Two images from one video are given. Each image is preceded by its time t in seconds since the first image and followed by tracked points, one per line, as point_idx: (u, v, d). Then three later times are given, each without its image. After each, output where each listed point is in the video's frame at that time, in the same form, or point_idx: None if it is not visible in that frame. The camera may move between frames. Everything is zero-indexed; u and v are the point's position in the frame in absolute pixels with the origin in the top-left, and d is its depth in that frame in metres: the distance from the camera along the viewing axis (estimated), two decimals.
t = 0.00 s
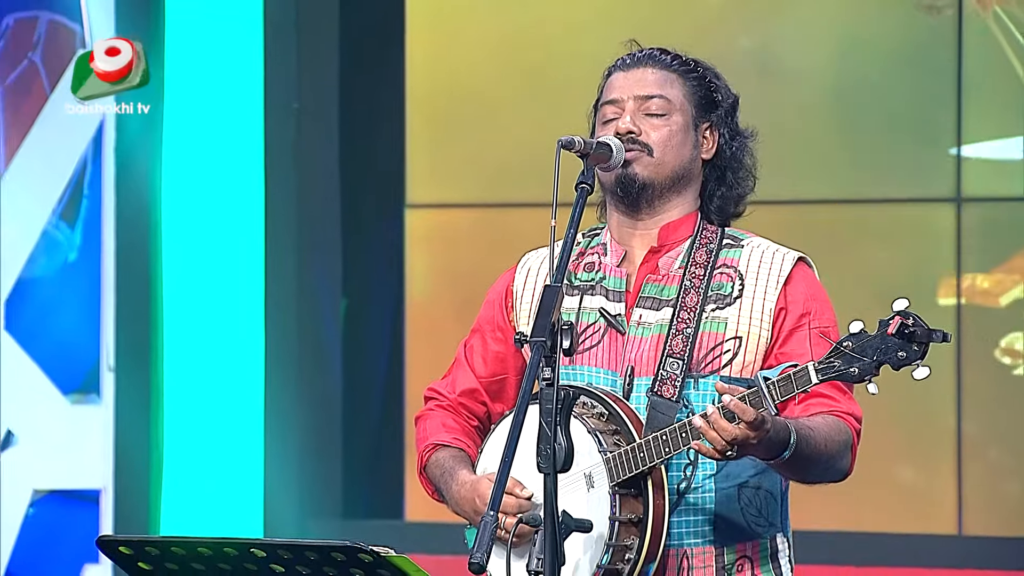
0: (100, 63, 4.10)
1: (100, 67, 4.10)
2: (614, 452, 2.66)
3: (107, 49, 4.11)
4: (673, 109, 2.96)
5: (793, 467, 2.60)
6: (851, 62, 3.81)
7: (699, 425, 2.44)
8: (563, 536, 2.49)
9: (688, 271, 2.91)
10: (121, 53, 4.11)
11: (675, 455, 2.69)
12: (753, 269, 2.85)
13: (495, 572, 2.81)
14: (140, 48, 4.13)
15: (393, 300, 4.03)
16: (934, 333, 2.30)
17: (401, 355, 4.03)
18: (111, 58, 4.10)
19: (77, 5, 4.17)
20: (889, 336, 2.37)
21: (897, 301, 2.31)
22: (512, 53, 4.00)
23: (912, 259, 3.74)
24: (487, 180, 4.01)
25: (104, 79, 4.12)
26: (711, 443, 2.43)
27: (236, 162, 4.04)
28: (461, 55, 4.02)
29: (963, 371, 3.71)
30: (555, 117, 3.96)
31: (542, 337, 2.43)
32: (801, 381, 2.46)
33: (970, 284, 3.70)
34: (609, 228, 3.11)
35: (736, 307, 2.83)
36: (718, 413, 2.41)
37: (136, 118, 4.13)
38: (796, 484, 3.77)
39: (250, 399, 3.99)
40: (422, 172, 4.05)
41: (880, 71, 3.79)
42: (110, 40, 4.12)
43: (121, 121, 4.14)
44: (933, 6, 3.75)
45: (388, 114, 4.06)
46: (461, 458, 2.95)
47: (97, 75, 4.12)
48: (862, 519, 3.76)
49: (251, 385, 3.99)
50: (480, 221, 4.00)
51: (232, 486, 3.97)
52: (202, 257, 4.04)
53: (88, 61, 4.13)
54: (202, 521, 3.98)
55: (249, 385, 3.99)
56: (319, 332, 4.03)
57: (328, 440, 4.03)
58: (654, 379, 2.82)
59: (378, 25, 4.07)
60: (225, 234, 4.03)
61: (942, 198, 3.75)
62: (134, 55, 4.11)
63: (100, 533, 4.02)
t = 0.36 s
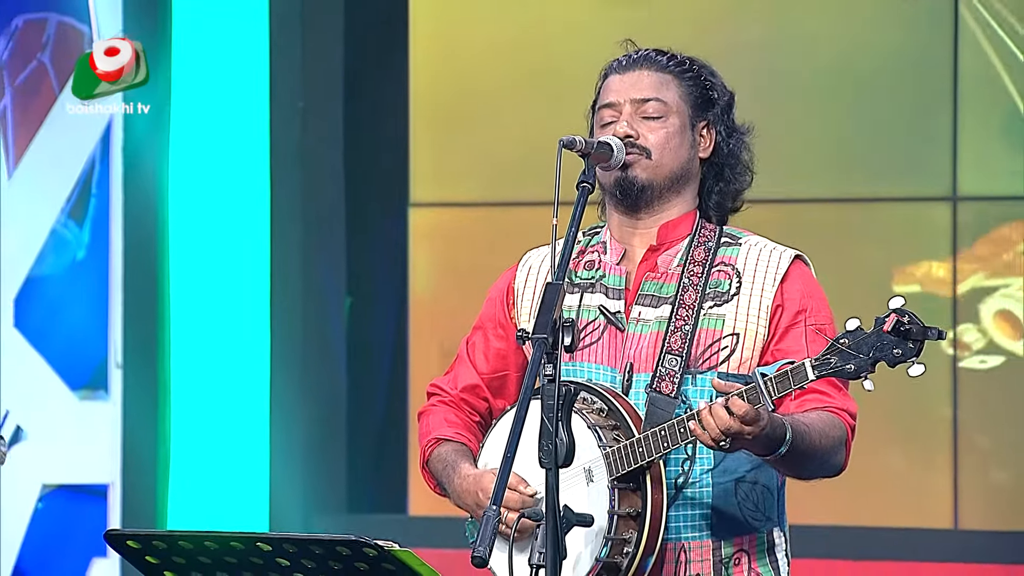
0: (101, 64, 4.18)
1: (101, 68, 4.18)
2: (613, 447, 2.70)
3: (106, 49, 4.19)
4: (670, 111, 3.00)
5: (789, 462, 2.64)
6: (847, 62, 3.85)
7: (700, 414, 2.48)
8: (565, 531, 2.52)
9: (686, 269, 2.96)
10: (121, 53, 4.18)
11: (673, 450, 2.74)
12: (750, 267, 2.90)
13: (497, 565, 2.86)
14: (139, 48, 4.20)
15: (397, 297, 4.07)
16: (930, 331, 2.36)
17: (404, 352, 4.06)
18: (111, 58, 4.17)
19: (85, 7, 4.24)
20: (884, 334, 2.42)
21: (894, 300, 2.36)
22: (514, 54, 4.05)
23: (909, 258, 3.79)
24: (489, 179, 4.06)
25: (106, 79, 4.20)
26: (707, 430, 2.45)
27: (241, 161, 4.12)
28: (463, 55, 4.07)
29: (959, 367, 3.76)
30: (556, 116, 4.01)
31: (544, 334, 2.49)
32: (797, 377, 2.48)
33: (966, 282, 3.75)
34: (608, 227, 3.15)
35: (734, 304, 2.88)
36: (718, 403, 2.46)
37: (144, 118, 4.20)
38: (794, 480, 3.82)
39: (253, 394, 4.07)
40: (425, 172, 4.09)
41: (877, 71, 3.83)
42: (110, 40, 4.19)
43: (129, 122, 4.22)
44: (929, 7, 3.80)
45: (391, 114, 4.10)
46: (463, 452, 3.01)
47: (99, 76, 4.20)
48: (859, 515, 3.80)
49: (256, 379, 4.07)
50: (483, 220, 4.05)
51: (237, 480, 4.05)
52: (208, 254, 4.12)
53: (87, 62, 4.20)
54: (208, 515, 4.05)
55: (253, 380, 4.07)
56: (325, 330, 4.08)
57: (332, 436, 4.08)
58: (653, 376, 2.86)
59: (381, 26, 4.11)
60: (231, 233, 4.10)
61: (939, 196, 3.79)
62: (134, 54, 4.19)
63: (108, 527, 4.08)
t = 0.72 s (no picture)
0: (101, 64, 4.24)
1: (99, 67, 4.24)
2: (612, 440, 2.75)
3: (106, 49, 4.25)
4: (669, 108, 3.03)
5: (786, 456, 2.68)
6: (846, 61, 3.90)
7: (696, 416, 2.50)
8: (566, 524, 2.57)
9: (686, 266, 2.99)
10: (121, 53, 4.24)
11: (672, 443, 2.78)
12: (748, 265, 2.93)
13: (499, 559, 2.90)
14: (140, 48, 4.25)
15: (400, 293, 4.12)
16: (922, 325, 2.36)
17: (407, 348, 4.10)
18: (111, 57, 4.24)
19: (93, 6, 4.29)
20: (878, 327, 2.44)
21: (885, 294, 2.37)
22: (515, 52, 4.10)
23: (907, 254, 3.83)
24: (491, 176, 4.10)
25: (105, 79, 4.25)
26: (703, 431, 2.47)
27: (248, 158, 4.17)
28: (466, 54, 4.12)
29: (955, 362, 3.81)
30: (558, 114, 4.06)
31: (546, 329, 2.53)
32: (792, 370, 2.52)
33: (964, 279, 3.79)
34: (609, 223, 3.20)
35: (733, 301, 2.91)
36: (711, 405, 2.47)
37: (150, 116, 4.25)
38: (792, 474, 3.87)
39: (261, 389, 4.12)
40: (428, 169, 4.14)
41: (874, 70, 3.88)
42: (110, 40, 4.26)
43: (134, 121, 4.26)
44: (926, 6, 3.85)
45: (394, 112, 4.15)
46: (463, 446, 3.03)
47: (98, 76, 4.26)
48: (857, 508, 3.85)
49: (263, 374, 4.12)
50: (485, 216, 4.10)
51: (244, 473, 4.11)
52: (216, 250, 4.17)
53: (88, 62, 4.26)
54: (217, 508, 4.11)
55: (260, 375, 4.12)
56: (329, 325, 4.13)
57: (337, 430, 4.12)
58: (652, 370, 2.90)
59: (384, 24, 4.15)
60: (237, 230, 4.16)
61: (936, 194, 3.84)
62: (133, 54, 4.24)
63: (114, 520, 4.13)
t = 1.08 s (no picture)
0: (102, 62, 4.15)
1: (99, 67, 4.16)
2: (614, 434, 2.75)
3: (107, 49, 4.16)
4: (671, 106, 3.04)
5: (784, 449, 2.64)
6: (844, 61, 3.95)
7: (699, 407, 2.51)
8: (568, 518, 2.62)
9: (688, 264, 2.99)
10: (123, 55, 4.16)
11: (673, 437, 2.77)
12: (749, 262, 2.93)
13: (502, 552, 2.93)
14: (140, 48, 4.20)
15: (404, 291, 4.17)
16: (920, 318, 2.38)
17: (410, 345, 4.16)
18: (112, 58, 4.15)
19: (101, 7, 4.35)
20: (877, 321, 2.45)
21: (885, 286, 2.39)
22: (517, 52, 4.15)
23: (903, 251, 3.90)
24: (493, 174, 4.15)
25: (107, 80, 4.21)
26: (708, 422, 2.49)
27: (255, 156, 4.23)
28: (470, 54, 4.17)
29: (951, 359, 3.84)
30: (560, 113, 4.11)
31: (547, 325, 2.57)
32: (793, 364, 2.51)
33: (960, 276, 3.85)
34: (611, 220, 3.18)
35: (734, 298, 2.91)
36: (717, 396, 2.49)
37: (157, 117, 4.33)
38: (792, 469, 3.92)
39: (266, 385, 4.18)
40: (431, 167, 4.19)
41: (872, 70, 3.92)
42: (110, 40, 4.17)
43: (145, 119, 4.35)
44: (922, 7, 3.90)
45: (398, 111, 4.20)
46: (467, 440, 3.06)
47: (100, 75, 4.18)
48: (861, 500, 3.89)
49: (267, 371, 4.18)
50: (487, 214, 4.15)
51: (249, 467, 4.16)
52: (223, 246, 4.23)
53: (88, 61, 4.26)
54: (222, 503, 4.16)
55: (265, 371, 4.18)
56: (334, 322, 4.19)
57: (341, 427, 4.18)
58: (654, 365, 2.90)
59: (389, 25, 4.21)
60: (243, 228, 4.22)
61: (932, 192, 3.89)
62: (134, 54, 4.17)
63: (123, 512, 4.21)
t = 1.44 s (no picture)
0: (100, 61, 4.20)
1: (99, 67, 4.20)
2: (616, 431, 2.76)
3: (108, 49, 4.21)
4: (676, 105, 3.06)
5: (786, 447, 2.64)
6: (842, 62, 4.02)
7: (700, 404, 2.51)
8: (569, 512, 2.66)
9: (690, 262, 2.99)
10: (124, 55, 4.22)
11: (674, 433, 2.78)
12: (751, 262, 2.93)
13: (504, 545, 2.99)
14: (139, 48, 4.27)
15: (408, 289, 4.24)
16: (923, 320, 2.39)
17: (414, 342, 4.23)
18: (112, 58, 4.20)
19: (109, 10, 4.42)
20: (880, 322, 2.45)
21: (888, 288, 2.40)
22: (520, 52, 4.21)
23: (900, 248, 3.97)
24: (496, 173, 4.22)
25: (104, 80, 4.24)
26: (710, 419, 2.49)
27: (261, 154, 4.29)
28: (473, 55, 4.23)
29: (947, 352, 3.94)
30: (562, 113, 4.16)
31: (549, 323, 2.59)
32: (796, 364, 2.53)
33: (954, 274, 3.94)
34: (613, 219, 3.18)
35: (736, 297, 2.91)
36: (718, 393, 2.49)
37: (162, 117, 4.37)
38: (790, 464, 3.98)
39: (271, 381, 4.24)
40: (435, 167, 4.25)
41: (870, 70, 3.99)
42: (110, 40, 4.23)
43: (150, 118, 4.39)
44: (919, 8, 3.97)
45: (403, 110, 4.26)
46: (470, 435, 3.11)
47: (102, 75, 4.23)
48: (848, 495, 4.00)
49: (272, 367, 4.24)
50: (489, 213, 4.21)
51: (255, 461, 4.23)
52: (228, 244, 4.28)
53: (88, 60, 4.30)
54: (227, 497, 4.23)
55: (270, 367, 4.24)
56: (339, 319, 4.25)
57: (345, 421, 4.24)
58: (656, 363, 2.91)
59: (394, 26, 4.27)
60: (248, 226, 4.27)
61: (928, 191, 3.97)
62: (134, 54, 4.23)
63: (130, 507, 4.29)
